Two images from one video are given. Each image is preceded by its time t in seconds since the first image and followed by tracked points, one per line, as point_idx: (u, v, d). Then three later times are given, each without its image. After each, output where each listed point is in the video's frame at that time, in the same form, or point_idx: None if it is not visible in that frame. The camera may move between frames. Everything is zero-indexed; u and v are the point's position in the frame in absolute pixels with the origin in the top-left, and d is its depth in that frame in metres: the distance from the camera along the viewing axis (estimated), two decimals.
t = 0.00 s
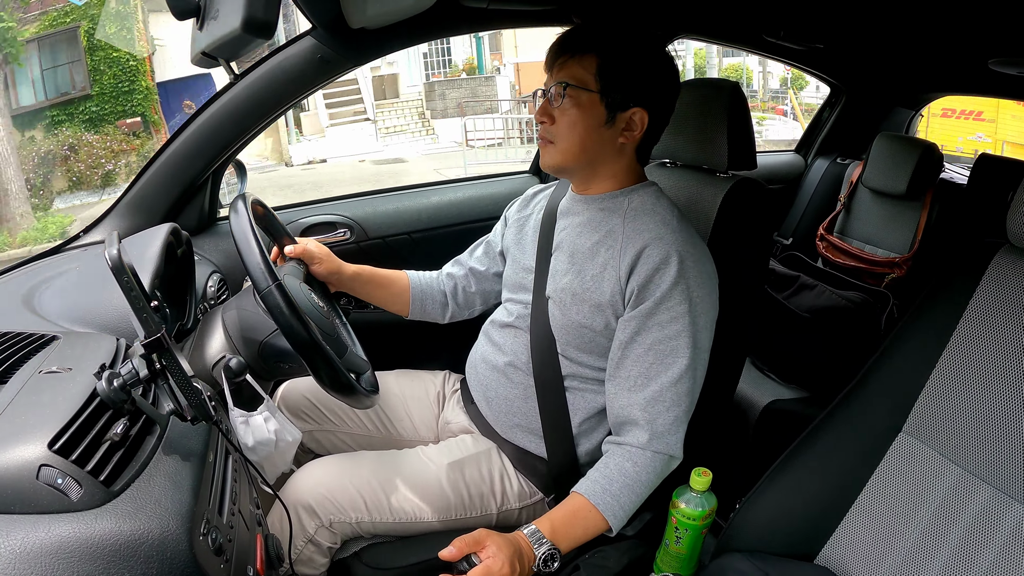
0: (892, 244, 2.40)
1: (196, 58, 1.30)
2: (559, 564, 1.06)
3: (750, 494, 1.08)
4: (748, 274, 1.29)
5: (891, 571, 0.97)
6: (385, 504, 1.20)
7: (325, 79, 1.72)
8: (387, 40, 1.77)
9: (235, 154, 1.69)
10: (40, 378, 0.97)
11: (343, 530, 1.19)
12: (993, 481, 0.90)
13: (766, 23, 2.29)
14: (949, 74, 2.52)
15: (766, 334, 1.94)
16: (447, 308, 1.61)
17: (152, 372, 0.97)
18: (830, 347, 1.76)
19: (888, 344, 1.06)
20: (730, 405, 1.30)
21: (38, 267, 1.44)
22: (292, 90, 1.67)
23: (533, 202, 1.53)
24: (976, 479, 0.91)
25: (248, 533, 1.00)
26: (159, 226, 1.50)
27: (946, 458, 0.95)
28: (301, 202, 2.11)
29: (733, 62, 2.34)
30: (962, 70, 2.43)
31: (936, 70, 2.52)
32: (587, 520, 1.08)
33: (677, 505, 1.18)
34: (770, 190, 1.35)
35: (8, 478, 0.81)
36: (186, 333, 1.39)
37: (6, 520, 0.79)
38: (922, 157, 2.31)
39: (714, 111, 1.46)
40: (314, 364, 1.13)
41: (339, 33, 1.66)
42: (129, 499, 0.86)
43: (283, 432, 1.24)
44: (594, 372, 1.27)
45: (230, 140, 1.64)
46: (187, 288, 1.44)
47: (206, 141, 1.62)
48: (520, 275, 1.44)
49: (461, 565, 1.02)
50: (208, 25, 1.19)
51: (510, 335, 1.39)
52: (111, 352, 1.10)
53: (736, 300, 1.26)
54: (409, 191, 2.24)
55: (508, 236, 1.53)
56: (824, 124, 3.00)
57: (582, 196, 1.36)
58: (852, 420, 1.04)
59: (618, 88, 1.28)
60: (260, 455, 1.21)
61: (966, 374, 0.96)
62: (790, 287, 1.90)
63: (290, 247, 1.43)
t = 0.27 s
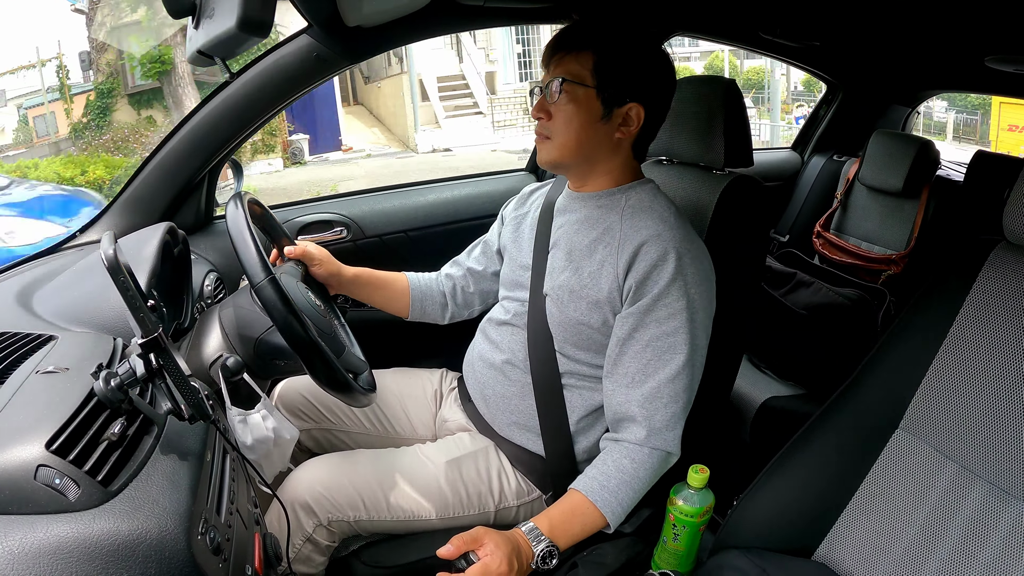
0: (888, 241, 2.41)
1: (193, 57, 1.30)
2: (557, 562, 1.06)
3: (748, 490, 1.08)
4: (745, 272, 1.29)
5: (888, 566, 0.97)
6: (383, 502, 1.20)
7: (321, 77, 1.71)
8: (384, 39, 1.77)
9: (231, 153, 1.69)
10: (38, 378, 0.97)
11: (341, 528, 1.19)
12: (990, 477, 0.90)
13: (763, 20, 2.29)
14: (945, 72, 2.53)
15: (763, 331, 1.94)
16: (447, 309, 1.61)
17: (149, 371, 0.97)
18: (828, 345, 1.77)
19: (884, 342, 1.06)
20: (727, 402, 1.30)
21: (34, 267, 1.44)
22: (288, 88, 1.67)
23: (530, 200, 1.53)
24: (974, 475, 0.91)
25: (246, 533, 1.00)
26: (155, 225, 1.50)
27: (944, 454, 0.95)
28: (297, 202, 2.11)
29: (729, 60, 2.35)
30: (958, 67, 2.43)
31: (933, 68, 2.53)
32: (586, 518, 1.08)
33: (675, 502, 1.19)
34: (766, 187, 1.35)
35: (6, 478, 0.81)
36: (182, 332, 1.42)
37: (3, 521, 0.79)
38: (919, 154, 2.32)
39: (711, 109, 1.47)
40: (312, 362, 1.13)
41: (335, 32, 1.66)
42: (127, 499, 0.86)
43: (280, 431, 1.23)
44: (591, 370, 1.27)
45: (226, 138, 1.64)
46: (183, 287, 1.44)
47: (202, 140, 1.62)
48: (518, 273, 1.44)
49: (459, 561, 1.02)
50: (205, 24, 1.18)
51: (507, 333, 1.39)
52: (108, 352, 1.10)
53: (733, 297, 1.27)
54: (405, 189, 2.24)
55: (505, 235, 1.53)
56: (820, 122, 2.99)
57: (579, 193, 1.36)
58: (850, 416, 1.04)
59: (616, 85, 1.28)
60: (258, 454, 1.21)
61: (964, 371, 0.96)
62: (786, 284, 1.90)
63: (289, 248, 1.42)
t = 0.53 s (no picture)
0: (887, 236, 2.41)
1: (190, 58, 1.29)
2: (559, 560, 1.06)
3: (749, 486, 1.08)
4: (744, 268, 1.29)
5: (890, 561, 0.97)
6: (384, 503, 1.20)
7: (318, 78, 1.71)
8: (381, 38, 1.77)
9: (229, 154, 1.68)
10: (38, 381, 0.97)
11: (342, 529, 1.19)
12: (991, 472, 0.90)
13: (761, 16, 2.29)
14: (943, 67, 2.53)
15: (762, 327, 1.94)
16: (449, 311, 1.61)
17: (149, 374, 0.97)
18: (827, 340, 1.77)
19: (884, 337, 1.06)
20: (727, 398, 1.31)
21: (33, 271, 1.44)
22: (285, 89, 1.66)
23: (529, 198, 1.53)
24: (976, 470, 0.91)
25: (248, 534, 1.00)
26: (154, 227, 1.50)
27: (945, 448, 0.95)
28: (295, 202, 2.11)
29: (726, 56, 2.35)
30: (956, 62, 2.43)
31: (931, 62, 2.52)
32: (587, 517, 1.08)
33: (676, 499, 1.19)
34: (764, 184, 1.36)
35: (7, 482, 0.81)
36: (182, 333, 1.42)
37: (5, 524, 0.79)
38: (917, 149, 2.32)
39: (710, 106, 1.46)
40: (311, 363, 1.13)
41: (331, 32, 1.66)
42: (129, 501, 0.86)
43: (280, 432, 1.23)
44: (591, 367, 1.27)
45: (224, 140, 1.64)
46: (183, 289, 1.44)
47: (201, 141, 1.62)
48: (517, 271, 1.44)
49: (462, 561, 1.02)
50: (203, 24, 1.18)
51: (507, 331, 1.39)
52: (107, 354, 1.10)
53: (732, 294, 1.27)
54: (404, 189, 2.24)
55: (504, 233, 1.52)
56: (818, 119, 3.00)
57: (578, 191, 1.36)
58: (851, 411, 1.04)
59: (615, 82, 1.28)
60: (259, 455, 1.21)
61: (964, 366, 0.96)
62: (785, 280, 1.90)
63: (292, 253, 1.42)
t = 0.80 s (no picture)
0: (886, 234, 2.41)
1: (188, 58, 1.29)
2: (559, 560, 1.06)
3: (749, 485, 1.08)
4: (743, 267, 1.29)
5: (890, 560, 0.97)
6: (384, 503, 1.20)
7: (317, 78, 1.71)
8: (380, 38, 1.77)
9: (228, 154, 1.68)
10: (38, 382, 0.97)
11: (343, 529, 1.19)
12: (991, 470, 0.90)
13: (759, 15, 2.29)
14: (942, 65, 2.53)
15: (762, 326, 1.94)
16: (451, 312, 1.61)
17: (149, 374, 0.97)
18: (826, 339, 1.77)
19: (884, 336, 1.06)
20: (727, 397, 1.30)
21: (33, 272, 1.44)
22: (284, 89, 1.66)
23: (529, 197, 1.53)
24: (975, 469, 0.92)
25: (248, 534, 1.00)
26: (153, 227, 1.50)
27: (945, 447, 0.95)
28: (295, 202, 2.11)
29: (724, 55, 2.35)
30: (955, 60, 2.43)
31: (930, 61, 2.52)
32: (587, 516, 1.08)
33: (676, 498, 1.19)
34: (764, 183, 1.36)
35: (7, 483, 0.81)
36: (181, 334, 1.42)
37: (5, 525, 0.79)
38: (915, 148, 2.32)
39: (711, 105, 1.46)
40: (311, 362, 1.13)
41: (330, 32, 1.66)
42: (129, 502, 0.86)
43: (280, 433, 1.23)
44: (591, 367, 1.27)
45: (223, 140, 1.64)
46: (182, 289, 1.44)
47: (200, 141, 1.62)
48: (516, 271, 1.44)
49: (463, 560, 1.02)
50: (200, 25, 1.18)
51: (507, 331, 1.39)
52: (108, 355, 1.10)
53: (731, 293, 1.27)
54: (403, 189, 2.24)
55: (504, 233, 1.52)
56: (817, 119, 3.01)
57: (577, 190, 1.36)
58: (851, 410, 1.04)
59: (613, 82, 1.28)
60: (258, 455, 1.21)
61: (963, 365, 0.96)
62: (785, 279, 1.91)
63: (293, 255, 1.42)
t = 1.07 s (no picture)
0: (887, 232, 2.41)
1: (188, 57, 1.29)
2: (560, 558, 1.06)
3: (750, 483, 1.08)
4: (744, 265, 1.29)
5: (890, 558, 0.97)
6: (385, 501, 1.20)
7: (317, 77, 1.71)
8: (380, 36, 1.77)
9: (228, 152, 1.68)
10: (39, 381, 0.97)
11: (344, 527, 1.19)
12: (991, 467, 0.90)
13: (760, 13, 2.29)
14: (943, 63, 2.53)
15: (763, 323, 1.94)
16: (453, 311, 1.61)
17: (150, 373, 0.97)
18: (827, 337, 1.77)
19: (885, 334, 1.06)
20: (727, 395, 1.30)
21: (33, 271, 1.43)
22: (284, 88, 1.66)
23: (529, 195, 1.53)
24: (976, 466, 0.91)
25: (250, 533, 1.00)
26: (154, 226, 1.50)
27: (945, 444, 0.95)
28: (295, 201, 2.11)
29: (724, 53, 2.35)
30: (956, 58, 2.43)
31: (930, 58, 2.52)
32: (588, 515, 1.08)
33: (677, 495, 1.19)
34: (764, 180, 1.36)
35: (9, 482, 0.81)
36: (182, 333, 1.42)
37: (6, 524, 0.79)
38: (915, 145, 2.32)
39: (710, 103, 1.46)
40: (311, 360, 1.13)
41: (330, 30, 1.66)
42: (130, 501, 0.86)
43: (281, 431, 1.24)
44: (591, 365, 1.27)
45: (222, 138, 1.64)
46: (183, 288, 1.44)
47: (200, 140, 1.62)
48: (517, 269, 1.43)
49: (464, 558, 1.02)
50: (199, 24, 1.18)
51: (507, 329, 1.39)
52: (108, 353, 1.10)
53: (732, 291, 1.27)
54: (404, 187, 2.24)
55: (504, 231, 1.52)
56: (816, 116, 3.00)
57: (577, 189, 1.36)
58: (851, 407, 1.04)
59: (613, 81, 1.28)
60: (259, 454, 1.21)
61: (964, 362, 0.96)
62: (785, 276, 1.90)
63: (295, 255, 1.42)
